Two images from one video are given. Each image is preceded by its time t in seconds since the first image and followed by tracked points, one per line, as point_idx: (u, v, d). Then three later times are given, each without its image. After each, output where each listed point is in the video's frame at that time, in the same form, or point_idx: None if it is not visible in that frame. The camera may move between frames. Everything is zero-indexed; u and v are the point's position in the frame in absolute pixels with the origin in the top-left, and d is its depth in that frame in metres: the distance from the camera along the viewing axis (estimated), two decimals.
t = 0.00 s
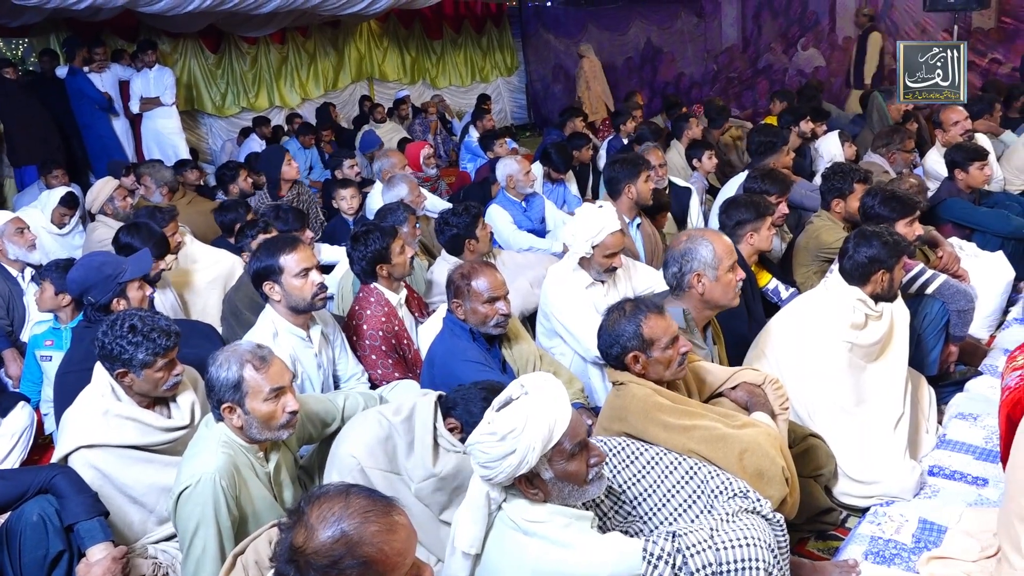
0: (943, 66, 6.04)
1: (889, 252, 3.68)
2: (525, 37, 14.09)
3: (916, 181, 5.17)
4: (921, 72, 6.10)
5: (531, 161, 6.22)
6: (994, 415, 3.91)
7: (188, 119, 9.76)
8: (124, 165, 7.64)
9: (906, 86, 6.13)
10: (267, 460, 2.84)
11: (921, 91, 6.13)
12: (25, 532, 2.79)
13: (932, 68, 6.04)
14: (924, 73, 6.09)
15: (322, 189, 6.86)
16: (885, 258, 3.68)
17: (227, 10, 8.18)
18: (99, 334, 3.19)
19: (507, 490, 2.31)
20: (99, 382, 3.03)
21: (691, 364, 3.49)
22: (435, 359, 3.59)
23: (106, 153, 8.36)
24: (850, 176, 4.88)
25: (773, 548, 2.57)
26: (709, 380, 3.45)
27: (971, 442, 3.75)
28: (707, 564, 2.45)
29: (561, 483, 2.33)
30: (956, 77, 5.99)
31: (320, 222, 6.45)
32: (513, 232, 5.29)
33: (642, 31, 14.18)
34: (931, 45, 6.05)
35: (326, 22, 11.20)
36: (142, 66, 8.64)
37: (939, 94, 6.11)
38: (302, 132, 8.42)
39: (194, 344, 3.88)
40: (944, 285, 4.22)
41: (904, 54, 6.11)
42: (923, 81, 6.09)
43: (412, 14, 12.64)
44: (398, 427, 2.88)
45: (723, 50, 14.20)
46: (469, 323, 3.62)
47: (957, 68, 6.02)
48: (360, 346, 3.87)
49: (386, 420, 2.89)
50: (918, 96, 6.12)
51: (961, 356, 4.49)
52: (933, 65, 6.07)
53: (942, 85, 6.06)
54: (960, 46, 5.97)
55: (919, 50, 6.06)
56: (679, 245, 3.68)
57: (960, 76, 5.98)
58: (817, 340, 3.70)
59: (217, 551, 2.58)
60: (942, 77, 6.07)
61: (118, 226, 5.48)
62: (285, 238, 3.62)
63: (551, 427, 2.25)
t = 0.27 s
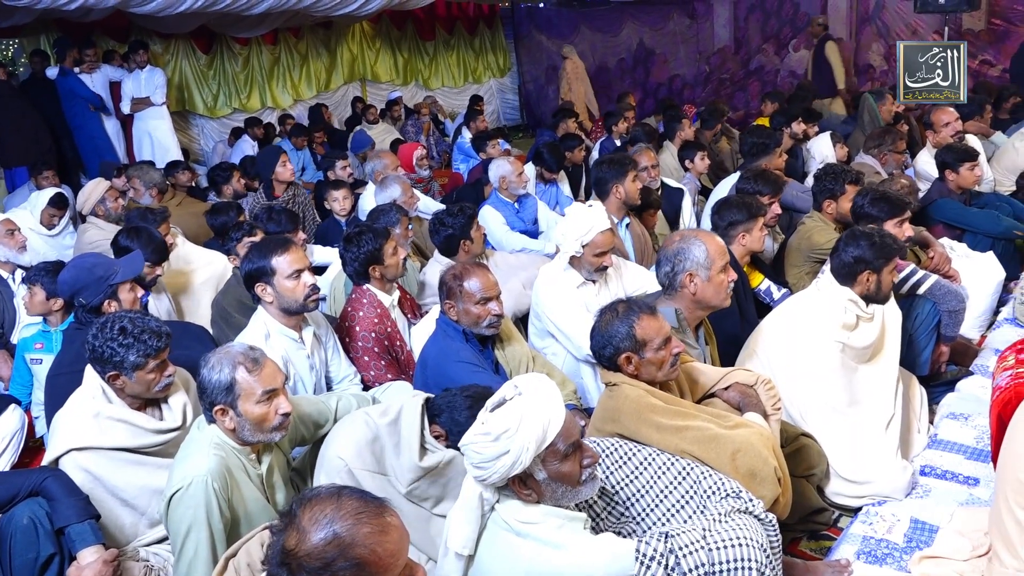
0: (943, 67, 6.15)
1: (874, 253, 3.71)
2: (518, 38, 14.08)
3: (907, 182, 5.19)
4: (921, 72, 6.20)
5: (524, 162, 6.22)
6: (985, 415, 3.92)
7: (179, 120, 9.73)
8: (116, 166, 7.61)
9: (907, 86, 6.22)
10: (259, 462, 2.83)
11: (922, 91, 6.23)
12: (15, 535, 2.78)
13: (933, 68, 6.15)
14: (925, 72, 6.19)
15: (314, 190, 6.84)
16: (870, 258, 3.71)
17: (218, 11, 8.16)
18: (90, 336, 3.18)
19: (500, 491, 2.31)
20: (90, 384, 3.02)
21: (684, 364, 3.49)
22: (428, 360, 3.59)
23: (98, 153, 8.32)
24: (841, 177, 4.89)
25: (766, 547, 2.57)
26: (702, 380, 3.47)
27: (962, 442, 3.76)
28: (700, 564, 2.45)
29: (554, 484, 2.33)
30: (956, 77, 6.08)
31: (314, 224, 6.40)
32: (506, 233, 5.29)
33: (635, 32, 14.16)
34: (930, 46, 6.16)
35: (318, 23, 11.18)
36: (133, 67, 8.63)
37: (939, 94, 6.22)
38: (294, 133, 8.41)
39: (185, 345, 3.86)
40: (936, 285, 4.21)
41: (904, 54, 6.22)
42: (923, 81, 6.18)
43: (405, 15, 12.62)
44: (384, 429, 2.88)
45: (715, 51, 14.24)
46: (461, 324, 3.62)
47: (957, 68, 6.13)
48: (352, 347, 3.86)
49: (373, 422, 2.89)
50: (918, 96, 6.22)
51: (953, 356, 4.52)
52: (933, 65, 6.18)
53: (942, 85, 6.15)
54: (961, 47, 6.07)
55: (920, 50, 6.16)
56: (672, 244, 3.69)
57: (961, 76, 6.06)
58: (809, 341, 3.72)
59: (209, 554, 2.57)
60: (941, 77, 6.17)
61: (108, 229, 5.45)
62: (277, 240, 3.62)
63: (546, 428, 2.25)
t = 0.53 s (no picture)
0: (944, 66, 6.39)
1: (856, 251, 3.69)
2: (510, 38, 14.05)
3: (898, 182, 5.20)
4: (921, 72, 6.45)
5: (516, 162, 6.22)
6: (975, 414, 3.93)
7: (170, 120, 9.70)
8: (106, 166, 7.59)
9: (907, 86, 6.48)
10: (251, 463, 2.83)
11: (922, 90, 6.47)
12: (6, 537, 2.76)
13: (932, 68, 6.38)
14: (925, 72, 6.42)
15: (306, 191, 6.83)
16: (852, 256, 3.69)
17: (210, 11, 8.13)
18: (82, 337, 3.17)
19: (494, 491, 2.31)
20: (82, 386, 3.01)
21: (676, 365, 3.50)
22: (420, 361, 3.59)
23: (89, 154, 8.27)
24: (832, 177, 4.90)
25: (758, 547, 2.58)
26: (694, 380, 3.48)
27: (953, 441, 3.77)
28: (692, 564, 2.45)
29: (548, 484, 2.34)
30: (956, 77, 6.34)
31: (305, 224, 6.35)
32: (499, 233, 5.29)
33: (627, 33, 14.17)
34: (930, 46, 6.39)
35: (310, 23, 11.16)
36: (124, 67, 8.61)
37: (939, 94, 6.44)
38: (287, 134, 8.40)
39: (177, 346, 3.86)
40: (926, 285, 4.21)
41: (905, 55, 6.44)
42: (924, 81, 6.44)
43: (397, 15, 12.60)
44: (374, 430, 2.88)
45: (707, 51, 14.31)
46: (454, 324, 3.62)
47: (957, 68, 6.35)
48: (345, 348, 3.86)
49: (362, 423, 2.89)
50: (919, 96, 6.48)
51: (944, 356, 4.54)
52: (933, 65, 6.39)
53: (942, 85, 6.39)
54: (960, 47, 6.30)
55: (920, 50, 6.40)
56: (662, 245, 3.69)
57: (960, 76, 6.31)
58: (800, 341, 3.72)
59: (201, 555, 2.56)
60: (942, 77, 6.40)
61: (100, 230, 5.45)
62: (270, 240, 3.61)
63: (539, 427, 2.25)
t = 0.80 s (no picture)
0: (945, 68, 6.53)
1: (837, 249, 3.71)
2: (502, 38, 13.82)
3: (889, 182, 5.23)
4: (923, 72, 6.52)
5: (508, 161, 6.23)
6: (966, 412, 3.94)
7: (161, 120, 9.67)
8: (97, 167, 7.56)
9: (910, 86, 6.51)
10: (242, 464, 2.82)
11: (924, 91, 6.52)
12: None
13: (935, 69, 6.48)
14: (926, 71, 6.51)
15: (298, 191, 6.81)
16: (834, 254, 3.71)
17: (201, 11, 8.11)
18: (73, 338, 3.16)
19: (487, 491, 2.31)
20: (74, 388, 3.00)
21: (668, 364, 3.51)
22: (413, 361, 3.59)
23: (80, 154, 8.25)
24: (824, 177, 4.91)
25: (750, 545, 2.59)
26: (686, 380, 3.49)
27: (943, 439, 3.78)
28: (684, 564, 2.46)
29: (545, 481, 2.34)
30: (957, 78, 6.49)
31: (296, 223, 6.35)
32: (491, 233, 5.29)
33: (619, 32, 14.16)
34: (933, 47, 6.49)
35: (301, 22, 11.13)
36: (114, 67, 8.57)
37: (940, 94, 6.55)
38: (278, 134, 8.39)
39: (168, 347, 3.86)
40: (917, 284, 4.22)
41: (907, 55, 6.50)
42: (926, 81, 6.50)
43: (389, 15, 12.59)
44: (373, 427, 2.88)
45: (699, 52, 14.62)
46: (446, 325, 3.62)
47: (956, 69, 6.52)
48: (337, 348, 3.86)
49: (361, 421, 2.90)
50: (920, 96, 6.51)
51: (934, 355, 4.56)
52: (934, 65, 6.52)
53: (943, 85, 6.51)
54: (960, 49, 6.50)
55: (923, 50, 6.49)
56: (651, 246, 3.70)
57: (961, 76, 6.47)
58: (790, 342, 3.74)
59: (193, 557, 2.56)
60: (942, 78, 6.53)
61: (90, 230, 5.44)
62: (261, 240, 3.61)
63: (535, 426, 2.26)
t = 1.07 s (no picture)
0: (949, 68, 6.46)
1: (827, 248, 3.79)
2: (493, 38, 13.89)
3: (879, 182, 5.24)
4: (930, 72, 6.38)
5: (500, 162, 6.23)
6: (956, 411, 3.96)
7: (151, 120, 9.63)
8: (87, 167, 7.54)
9: (918, 87, 6.31)
10: (234, 466, 2.82)
11: (930, 91, 6.38)
12: None
13: (941, 69, 6.36)
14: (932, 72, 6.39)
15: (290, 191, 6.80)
16: (823, 253, 3.79)
17: (192, 10, 8.09)
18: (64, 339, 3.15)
19: (479, 491, 2.31)
20: (66, 389, 2.99)
21: (660, 364, 3.53)
22: (405, 362, 3.59)
23: (71, 153, 8.29)
24: (816, 176, 4.93)
25: (742, 545, 2.59)
26: (678, 380, 3.50)
27: (934, 438, 3.80)
28: (675, 563, 2.47)
29: (536, 482, 2.34)
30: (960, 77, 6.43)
31: (287, 223, 6.33)
32: (484, 234, 5.29)
33: (611, 33, 14.19)
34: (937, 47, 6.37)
35: (293, 22, 11.11)
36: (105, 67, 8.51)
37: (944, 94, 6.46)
38: (270, 134, 8.37)
39: (160, 348, 3.85)
40: (907, 284, 4.25)
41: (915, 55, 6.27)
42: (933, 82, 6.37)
43: (381, 15, 12.57)
44: (364, 428, 2.88)
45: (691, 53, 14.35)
46: (438, 325, 3.62)
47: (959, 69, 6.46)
48: (329, 349, 3.85)
49: (353, 421, 2.89)
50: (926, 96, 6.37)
51: (925, 353, 4.54)
52: (939, 65, 6.39)
53: (948, 85, 6.42)
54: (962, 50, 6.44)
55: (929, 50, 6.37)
56: (636, 250, 3.73)
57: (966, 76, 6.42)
58: (782, 338, 3.74)
59: (183, 558, 2.56)
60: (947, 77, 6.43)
61: (80, 231, 5.42)
62: (252, 241, 3.60)
63: (529, 426, 2.26)
